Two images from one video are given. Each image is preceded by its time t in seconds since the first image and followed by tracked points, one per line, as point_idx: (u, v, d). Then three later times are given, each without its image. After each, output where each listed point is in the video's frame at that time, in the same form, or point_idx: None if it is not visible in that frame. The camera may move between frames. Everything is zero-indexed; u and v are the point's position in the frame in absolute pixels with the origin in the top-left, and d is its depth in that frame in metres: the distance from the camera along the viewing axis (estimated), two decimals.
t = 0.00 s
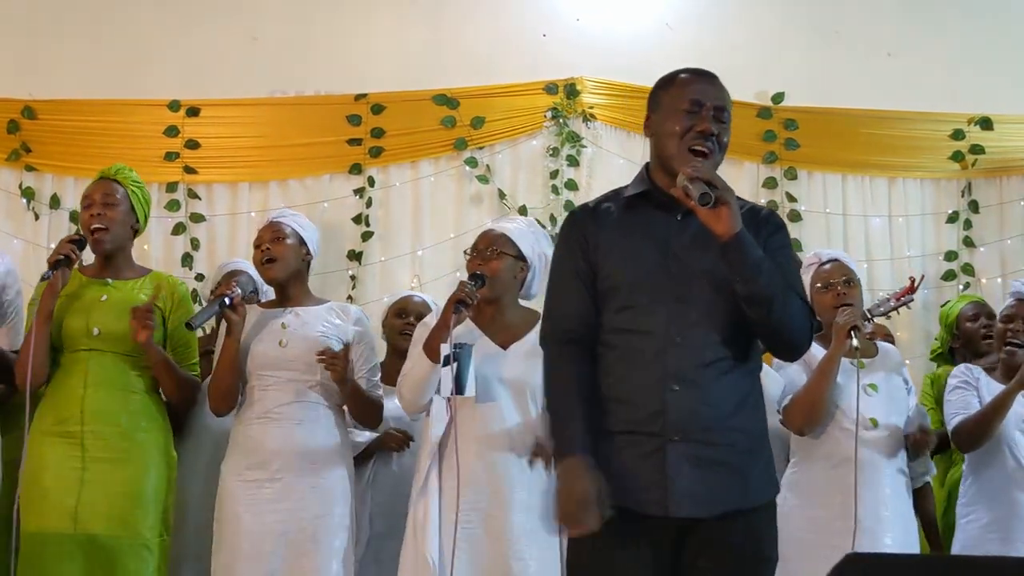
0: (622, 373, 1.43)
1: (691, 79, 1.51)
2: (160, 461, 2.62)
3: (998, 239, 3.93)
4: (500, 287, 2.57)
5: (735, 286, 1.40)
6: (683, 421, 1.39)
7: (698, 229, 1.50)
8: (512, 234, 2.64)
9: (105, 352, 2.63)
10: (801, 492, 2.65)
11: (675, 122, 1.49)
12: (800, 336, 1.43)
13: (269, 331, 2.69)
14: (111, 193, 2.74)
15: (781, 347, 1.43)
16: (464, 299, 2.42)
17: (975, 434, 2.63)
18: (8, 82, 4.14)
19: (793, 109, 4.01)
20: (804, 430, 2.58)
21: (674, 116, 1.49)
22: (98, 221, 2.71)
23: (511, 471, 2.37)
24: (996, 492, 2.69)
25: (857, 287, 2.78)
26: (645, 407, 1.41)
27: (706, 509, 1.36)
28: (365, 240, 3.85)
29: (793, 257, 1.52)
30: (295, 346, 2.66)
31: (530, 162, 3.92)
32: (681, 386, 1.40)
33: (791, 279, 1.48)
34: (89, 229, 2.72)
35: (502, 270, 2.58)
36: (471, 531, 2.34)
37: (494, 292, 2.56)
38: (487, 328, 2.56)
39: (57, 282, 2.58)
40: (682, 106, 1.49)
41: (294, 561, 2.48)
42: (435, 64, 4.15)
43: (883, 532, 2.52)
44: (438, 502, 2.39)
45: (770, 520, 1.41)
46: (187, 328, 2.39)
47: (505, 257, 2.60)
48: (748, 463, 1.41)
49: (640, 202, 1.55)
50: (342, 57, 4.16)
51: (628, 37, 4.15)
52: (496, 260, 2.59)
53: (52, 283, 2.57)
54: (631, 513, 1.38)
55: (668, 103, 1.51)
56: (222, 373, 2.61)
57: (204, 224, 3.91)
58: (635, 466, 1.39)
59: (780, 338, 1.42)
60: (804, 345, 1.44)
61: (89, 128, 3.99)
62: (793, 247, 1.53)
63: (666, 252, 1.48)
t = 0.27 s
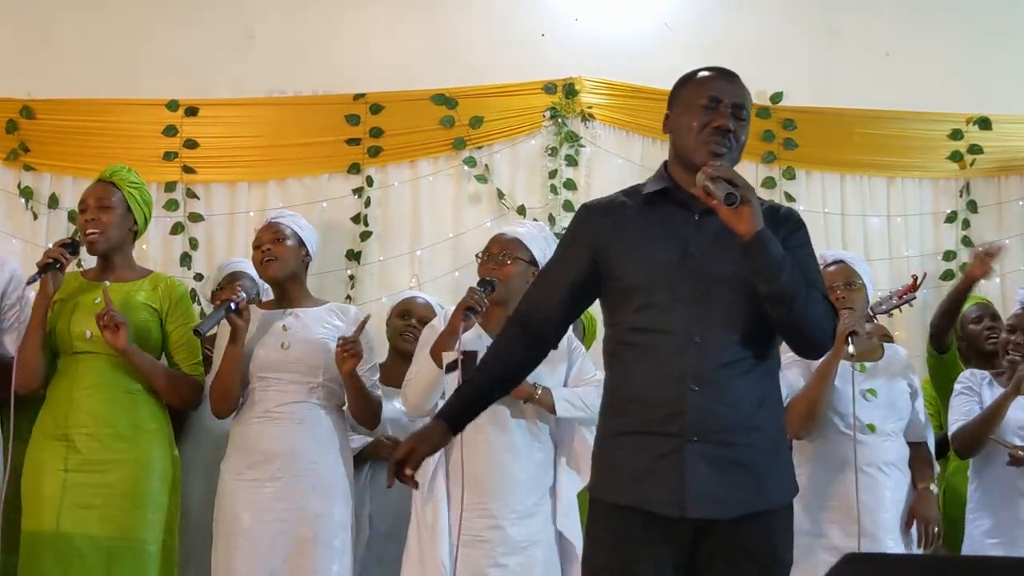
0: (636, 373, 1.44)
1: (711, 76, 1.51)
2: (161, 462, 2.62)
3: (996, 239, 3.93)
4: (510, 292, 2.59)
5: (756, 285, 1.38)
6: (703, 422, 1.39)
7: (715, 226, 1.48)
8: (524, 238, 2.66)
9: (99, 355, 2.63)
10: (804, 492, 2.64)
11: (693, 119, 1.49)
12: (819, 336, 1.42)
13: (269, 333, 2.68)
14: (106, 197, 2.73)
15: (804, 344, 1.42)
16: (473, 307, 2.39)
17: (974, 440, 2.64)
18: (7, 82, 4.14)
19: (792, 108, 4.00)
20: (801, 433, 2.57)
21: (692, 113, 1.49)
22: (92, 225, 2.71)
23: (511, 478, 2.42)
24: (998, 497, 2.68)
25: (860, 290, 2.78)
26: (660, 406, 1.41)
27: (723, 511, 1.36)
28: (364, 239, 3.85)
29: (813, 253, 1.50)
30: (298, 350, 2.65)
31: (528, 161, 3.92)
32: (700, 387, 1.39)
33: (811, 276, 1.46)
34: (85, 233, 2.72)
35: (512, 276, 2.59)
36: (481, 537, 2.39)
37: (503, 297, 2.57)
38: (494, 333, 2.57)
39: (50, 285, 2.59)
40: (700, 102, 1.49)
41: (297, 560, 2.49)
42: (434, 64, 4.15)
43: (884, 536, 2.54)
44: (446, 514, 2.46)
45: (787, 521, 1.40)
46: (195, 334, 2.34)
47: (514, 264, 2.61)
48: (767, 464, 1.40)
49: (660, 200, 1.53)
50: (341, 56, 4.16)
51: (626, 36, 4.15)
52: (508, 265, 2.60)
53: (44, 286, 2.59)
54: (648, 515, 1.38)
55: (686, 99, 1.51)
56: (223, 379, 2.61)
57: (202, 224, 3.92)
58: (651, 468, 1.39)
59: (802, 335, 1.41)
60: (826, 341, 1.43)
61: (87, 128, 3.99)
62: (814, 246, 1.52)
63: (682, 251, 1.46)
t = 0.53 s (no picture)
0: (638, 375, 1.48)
1: (721, 82, 1.58)
2: (158, 463, 2.62)
3: (994, 240, 3.93)
4: (504, 291, 2.61)
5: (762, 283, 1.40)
6: (699, 423, 1.42)
7: (723, 231, 1.52)
8: (515, 236, 2.69)
9: (96, 354, 2.62)
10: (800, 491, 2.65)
11: (702, 120, 1.56)
12: (823, 335, 1.44)
13: (267, 334, 2.68)
14: (96, 197, 2.73)
15: (808, 345, 1.44)
16: (466, 308, 2.38)
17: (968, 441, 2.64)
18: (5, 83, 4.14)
19: (789, 109, 4.02)
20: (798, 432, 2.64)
21: (700, 116, 1.56)
22: (84, 225, 2.71)
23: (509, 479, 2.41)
24: (994, 498, 2.67)
25: (853, 288, 2.78)
26: (660, 406, 1.45)
27: (717, 510, 1.39)
28: (362, 240, 3.85)
29: (823, 254, 1.51)
30: (300, 351, 2.65)
31: (525, 162, 3.93)
32: (695, 387, 1.43)
33: (818, 276, 1.48)
34: (77, 234, 2.72)
35: (505, 274, 2.61)
36: (472, 537, 2.37)
37: (497, 297, 2.59)
38: (490, 334, 2.58)
39: (41, 286, 2.58)
40: (709, 104, 1.56)
41: (297, 561, 2.49)
42: (432, 64, 4.15)
43: (869, 537, 2.54)
44: (441, 517, 2.44)
45: (786, 521, 1.41)
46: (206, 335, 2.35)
47: (506, 262, 2.63)
48: (764, 464, 1.42)
49: (668, 202, 1.59)
50: (340, 56, 4.16)
51: (624, 36, 4.16)
52: (500, 262, 2.63)
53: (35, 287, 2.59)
54: (646, 513, 1.41)
55: (696, 102, 1.58)
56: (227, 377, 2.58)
57: (200, 224, 3.91)
58: (648, 466, 1.43)
59: (806, 335, 1.42)
60: (832, 342, 1.45)
61: (85, 128, 3.99)
62: (826, 245, 1.53)
63: (688, 254, 1.51)
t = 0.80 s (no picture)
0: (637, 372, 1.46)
1: (724, 79, 1.54)
2: (153, 463, 2.62)
3: (991, 240, 3.95)
4: (483, 285, 2.57)
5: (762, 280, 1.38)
6: (700, 421, 1.39)
7: (725, 228, 1.50)
8: (493, 232, 2.64)
9: (93, 354, 2.62)
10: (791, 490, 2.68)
11: (703, 118, 1.52)
12: (824, 335, 1.41)
13: (270, 331, 2.66)
14: (93, 194, 2.73)
15: (809, 344, 1.42)
16: (447, 299, 2.36)
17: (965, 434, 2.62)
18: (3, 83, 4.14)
19: (785, 110, 4.02)
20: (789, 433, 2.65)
21: (702, 114, 1.52)
22: (79, 222, 2.70)
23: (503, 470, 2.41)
24: (987, 493, 2.66)
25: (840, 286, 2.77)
26: (659, 405, 1.42)
27: (716, 509, 1.36)
28: (359, 240, 3.85)
29: (824, 256, 1.50)
30: (309, 351, 2.66)
31: (523, 162, 3.93)
32: (697, 386, 1.40)
33: (819, 276, 1.46)
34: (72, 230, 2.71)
35: (483, 269, 2.57)
36: (465, 527, 2.36)
37: (477, 292, 2.56)
38: (472, 329, 2.56)
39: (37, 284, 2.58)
40: (712, 102, 1.52)
41: (306, 563, 2.50)
42: (429, 64, 4.15)
43: (853, 534, 2.54)
44: (430, 509, 2.39)
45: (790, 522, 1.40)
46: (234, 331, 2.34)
47: (483, 256, 2.59)
48: (766, 464, 1.39)
49: (671, 202, 1.54)
50: (337, 56, 4.16)
51: (622, 36, 4.16)
52: (478, 257, 2.58)
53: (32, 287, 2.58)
54: (647, 512, 1.39)
55: (699, 101, 1.54)
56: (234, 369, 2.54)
57: (198, 224, 3.91)
58: (648, 465, 1.40)
59: (807, 334, 1.40)
60: (834, 342, 1.43)
61: (83, 129, 3.99)
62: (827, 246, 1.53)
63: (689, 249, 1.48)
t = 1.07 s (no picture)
0: (632, 376, 1.45)
1: (724, 80, 1.52)
2: (149, 467, 2.62)
3: (987, 240, 3.95)
4: (463, 286, 2.49)
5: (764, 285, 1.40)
6: (703, 422, 1.39)
7: (726, 232, 1.51)
8: (468, 236, 2.57)
9: (96, 356, 2.62)
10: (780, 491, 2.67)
11: (705, 119, 1.50)
12: (823, 338, 1.43)
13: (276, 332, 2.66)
14: (99, 196, 2.72)
15: (807, 349, 1.44)
16: (428, 300, 2.29)
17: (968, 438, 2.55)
18: None
19: (783, 110, 4.01)
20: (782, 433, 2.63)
21: (704, 115, 1.50)
22: (85, 224, 2.69)
23: (488, 472, 2.31)
24: (977, 494, 2.62)
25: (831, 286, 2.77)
26: (659, 405, 1.41)
27: (719, 509, 1.36)
28: (356, 240, 3.85)
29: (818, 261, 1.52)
30: (311, 352, 2.66)
31: (520, 162, 3.93)
32: (703, 386, 1.41)
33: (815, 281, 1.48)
34: (76, 232, 2.69)
35: (461, 267, 2.49)
36: (454, 532, 2.27)
37: (457, 292, 2.47)
38: (452, 332, 2.47)
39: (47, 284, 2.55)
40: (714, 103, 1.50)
41: (308, 563, 2.50)
42: (427, 64, 4.14)
43: (844, 534, 2.54)
44: (419, 516, 2.30)
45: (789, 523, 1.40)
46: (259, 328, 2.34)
47: (463, 255, 2.52)
48: (765, 464, 1.40)
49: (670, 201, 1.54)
50: (335, 57, 4.16)
51: (619, 36, 4.16)
52: (455, 257, 2.50)
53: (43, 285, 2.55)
54: (649, 513, 1.38)
55: (700, 99, 1.52)
56: (240, 374, 2.50)
57: (195, 225, 3.90)
58: (650, 466, 1.39)
59: (806, 337, 1.42)
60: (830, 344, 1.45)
61: (80, 129, 3.98)
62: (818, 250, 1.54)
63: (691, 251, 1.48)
